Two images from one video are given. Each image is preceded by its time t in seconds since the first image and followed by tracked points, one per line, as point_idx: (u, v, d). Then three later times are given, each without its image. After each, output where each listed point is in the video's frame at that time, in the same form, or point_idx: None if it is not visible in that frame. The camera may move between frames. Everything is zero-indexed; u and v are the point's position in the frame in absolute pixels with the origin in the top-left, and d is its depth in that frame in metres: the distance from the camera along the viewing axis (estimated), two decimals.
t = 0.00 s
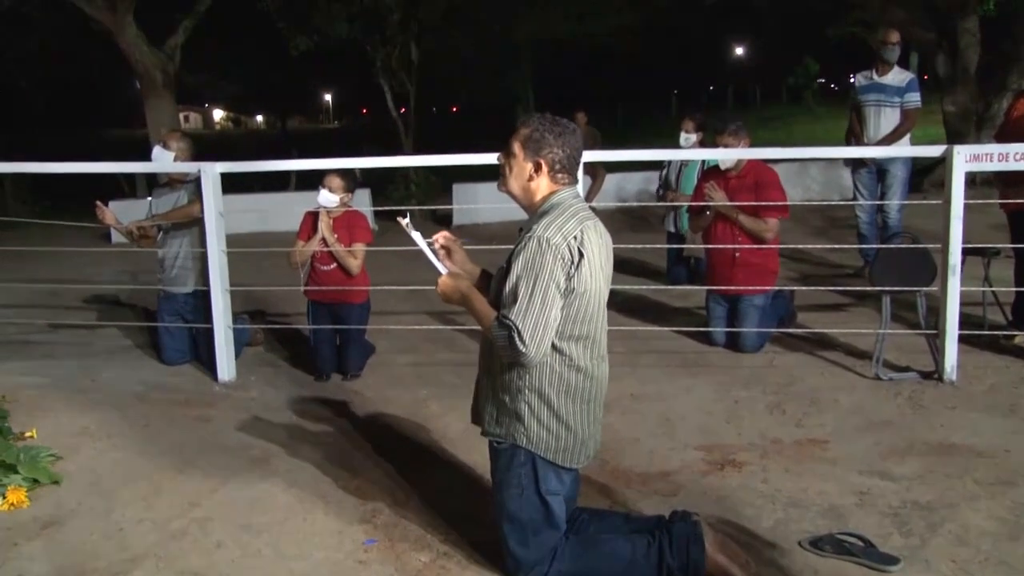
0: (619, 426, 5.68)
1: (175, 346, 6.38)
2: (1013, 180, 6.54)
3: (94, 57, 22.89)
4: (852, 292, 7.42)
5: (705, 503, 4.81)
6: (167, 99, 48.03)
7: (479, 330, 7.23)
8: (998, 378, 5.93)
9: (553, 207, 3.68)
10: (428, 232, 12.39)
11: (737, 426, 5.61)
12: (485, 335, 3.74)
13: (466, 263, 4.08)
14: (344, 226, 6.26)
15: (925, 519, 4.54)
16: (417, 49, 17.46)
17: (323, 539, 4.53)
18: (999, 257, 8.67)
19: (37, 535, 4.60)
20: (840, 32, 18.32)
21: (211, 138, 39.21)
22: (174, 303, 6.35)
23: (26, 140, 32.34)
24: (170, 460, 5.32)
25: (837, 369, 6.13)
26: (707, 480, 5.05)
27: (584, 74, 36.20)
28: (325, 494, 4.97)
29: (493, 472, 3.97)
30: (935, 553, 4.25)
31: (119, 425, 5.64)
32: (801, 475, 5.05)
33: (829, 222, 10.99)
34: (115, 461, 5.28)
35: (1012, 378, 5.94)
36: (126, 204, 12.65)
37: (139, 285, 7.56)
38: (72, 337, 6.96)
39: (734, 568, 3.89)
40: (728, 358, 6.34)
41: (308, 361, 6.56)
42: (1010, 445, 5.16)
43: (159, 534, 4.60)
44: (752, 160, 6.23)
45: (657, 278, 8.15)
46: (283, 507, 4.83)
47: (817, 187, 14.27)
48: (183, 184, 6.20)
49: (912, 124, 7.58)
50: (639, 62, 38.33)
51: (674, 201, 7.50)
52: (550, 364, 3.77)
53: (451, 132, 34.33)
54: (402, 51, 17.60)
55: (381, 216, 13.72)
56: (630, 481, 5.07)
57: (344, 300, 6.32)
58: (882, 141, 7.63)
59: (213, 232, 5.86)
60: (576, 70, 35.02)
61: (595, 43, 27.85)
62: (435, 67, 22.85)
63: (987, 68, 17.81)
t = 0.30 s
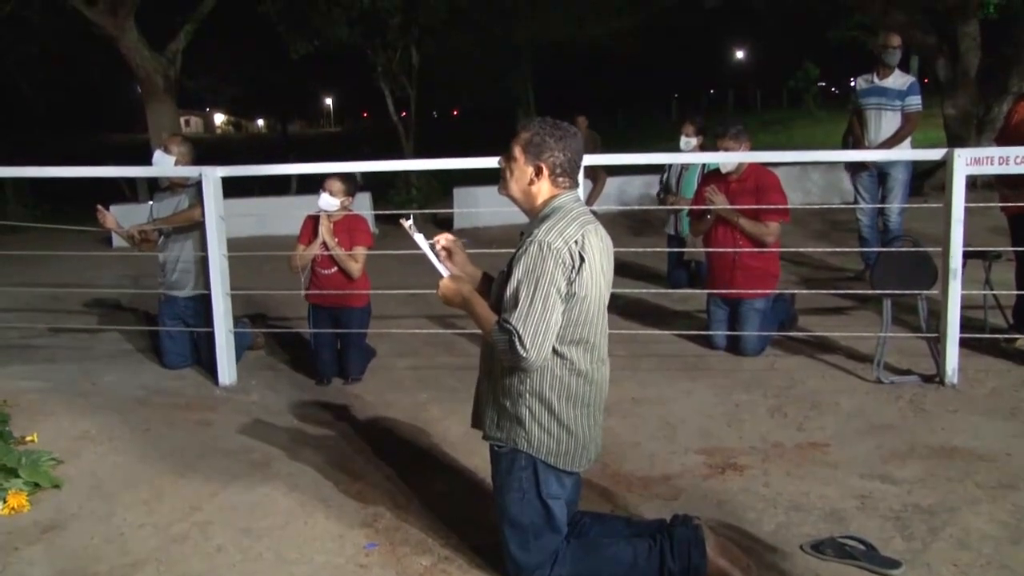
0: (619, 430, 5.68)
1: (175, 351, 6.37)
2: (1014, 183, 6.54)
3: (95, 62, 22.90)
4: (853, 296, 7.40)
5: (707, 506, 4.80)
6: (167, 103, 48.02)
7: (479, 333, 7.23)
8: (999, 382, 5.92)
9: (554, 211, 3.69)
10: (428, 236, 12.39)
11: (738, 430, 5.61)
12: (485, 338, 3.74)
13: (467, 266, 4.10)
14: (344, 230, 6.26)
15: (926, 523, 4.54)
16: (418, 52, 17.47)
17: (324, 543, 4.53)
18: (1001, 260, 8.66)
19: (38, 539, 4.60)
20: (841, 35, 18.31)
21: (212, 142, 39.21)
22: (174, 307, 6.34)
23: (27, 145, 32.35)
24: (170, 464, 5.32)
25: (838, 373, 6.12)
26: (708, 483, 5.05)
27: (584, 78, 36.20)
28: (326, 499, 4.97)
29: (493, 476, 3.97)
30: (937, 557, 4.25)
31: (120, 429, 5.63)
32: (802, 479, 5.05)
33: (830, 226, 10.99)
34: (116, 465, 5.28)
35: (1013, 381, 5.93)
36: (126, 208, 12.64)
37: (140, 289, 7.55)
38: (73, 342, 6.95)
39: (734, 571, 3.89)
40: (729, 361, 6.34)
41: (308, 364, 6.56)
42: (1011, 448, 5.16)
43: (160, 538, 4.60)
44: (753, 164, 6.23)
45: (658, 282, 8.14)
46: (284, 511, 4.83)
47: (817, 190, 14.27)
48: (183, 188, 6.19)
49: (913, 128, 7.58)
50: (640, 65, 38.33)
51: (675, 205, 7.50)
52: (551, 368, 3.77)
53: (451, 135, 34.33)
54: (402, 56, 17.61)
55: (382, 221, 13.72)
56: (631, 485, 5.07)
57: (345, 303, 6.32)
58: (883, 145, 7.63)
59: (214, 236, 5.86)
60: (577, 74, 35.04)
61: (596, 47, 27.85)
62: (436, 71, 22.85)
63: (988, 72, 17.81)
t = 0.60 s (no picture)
0: (620, 432, 5.67)
1: (174, 353, 6.34)
2: (1016, 184, 6.52)
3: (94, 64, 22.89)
4: (853, 297, 7.38)
5: (707, 509, 4.79)
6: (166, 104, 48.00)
7: (479, 335, 7.21)
8: (1001, 384, 5.90)
9: (555, 213, 3.67)
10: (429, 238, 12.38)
11: (739, 432, 5.60)
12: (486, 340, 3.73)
13: (469, 267, 4.09)
14: (344, 232, 6.25)
15: (928, 526, 4.52)
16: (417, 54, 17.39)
17: (324, 546, 4.51)
18: (1002, 262, 8.65)
19: (36, 542, 4.59)
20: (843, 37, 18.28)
21: (212, 143, 39.22)
22: (173, 309, 6.31)
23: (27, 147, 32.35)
24: (170, 467, 5.30)
25: (839, 374, 6.09)
26: (708, 486, 5.03)
27: (585, 79, 36.18)
28: (326, 501, 4.95)
29: (493, 479, 3.96)
30: (939, 560, 4.23)
31: (119, 432, 5.62)
32: (802, 481, 5.03)
33: (831, 227, 10.96)
34: (115, 468, 5.27)
35: (1015, 383, 5.91)
36: (125, 211, 12.64)
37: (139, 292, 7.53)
38: (72, 344, 6.93)
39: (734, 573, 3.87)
40: (729, 363, 6.32)
41: (308, 367, 6.53)
42: (1013, 451, 5.15)
43: (159, 541, 4.59)
44: (753, 165, 6.20)
45: (658, 284, 8.12)
46: (283, 514, 4.82)
47: (818, 192, 14.26)
48: (183, 191, 6.16)
49: (915, 130, 7.56)
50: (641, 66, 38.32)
51: (675, 207, 7.48)
52: (551, 371, 3.75)
53: (451, 137, 34.29)
54: (402, 57, 17.59)
55: (382, 223, 13.70)
56: (631, 487, 5.06)
57: (345, 306, 6.30)
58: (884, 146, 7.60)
59: (213, 238, 5.84)
60: (577, 75, 35.02)
61: (596, 49, 27.83)
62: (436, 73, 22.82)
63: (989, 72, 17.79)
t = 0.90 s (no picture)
0: (625, 440, 5.52)
1: (169, 359, 6.19)
2: None
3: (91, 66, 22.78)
4: (864, 302, 7.22)
5: (715, 520, 4.65)
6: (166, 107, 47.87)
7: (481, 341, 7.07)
8: (1018, 391, 5.74)
9: (559, 217, 3.53)
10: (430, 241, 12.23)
11: (748, 441, 5.45)
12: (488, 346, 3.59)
13: (472, 270, 3.95)
14: (343, 236, 6.11)
15: (943, 538, 4.37)
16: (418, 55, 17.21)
17: (321, 558, 4.37)
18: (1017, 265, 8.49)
19: (25, 555, 4.46)
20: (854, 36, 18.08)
21: (212, 146, 39.12)
22: (168, 315, 6.16)
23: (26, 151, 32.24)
24: (164, 476, 5.16)
25: (850, 382, 5.92)
26: (716, 496, 4.89)
27: (589, 81, 36.00)
28: (324, 511, 4.81)
29: (495, 488, 3.81)
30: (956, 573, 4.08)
31: (112, 440, 5.48)
32: (813, 491, 4.89)
33: (838, 231, 10.81)
34: (107, 477, 5.13)
35: None
36: (118, 214, 12.50)
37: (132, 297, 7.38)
38: (63, 350, 6.79)
39: None
40: (738, 369, 6.17)
41: (305, 373, 6.38)
42: None
43: (151, 552, 4.45)
44: (761, 167, 6.04)
45: (665, 288, 7.96)
46: (279, 524, 4.68)
47: (829, 195, 14.10)
48: (178, 193, 6.01)
49: (929, 129, 7.38)
50: (646, 68, 38.14)
51: (682, 210, 7.33)
52: (555, 378, 3.61)
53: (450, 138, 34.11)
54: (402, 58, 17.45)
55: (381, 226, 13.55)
56: (637, 497, 4.92)
57: (344, 311, 6.16)
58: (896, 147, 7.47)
59: (209, 242, 5.70)
60: (581, 76, 34.84)
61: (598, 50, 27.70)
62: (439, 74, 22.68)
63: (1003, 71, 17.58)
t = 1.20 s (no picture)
0: (630, 454, 5.31)
1: (156, 371, 5.96)
2: None
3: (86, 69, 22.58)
4: (878, 312, 6.99)
5: (726, 538, 4.44)
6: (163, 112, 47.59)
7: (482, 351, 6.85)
8: None
9: (562, 224, 3.32)
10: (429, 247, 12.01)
11: (757, 455, 5.24)
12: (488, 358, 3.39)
13: (472, 279, 3.73)
14: (339, 243, 5.90)
15: (964, 559, 4.16)
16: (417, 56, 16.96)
17: None
18: None
19: None
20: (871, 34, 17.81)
21: (210, 150, 38.92)
22: (156, 325, 5.93)
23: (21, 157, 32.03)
24: (151, 492, 4.95)
25: (865, 395, 5.70)
26: (726, 512, 4.68)
27: (594, 85, 35.76)
28: (318, 528, 4.60)
29: (495, 504, 3.60)
30: None
31: (98, 455, 5.27)
32: (826, 508, 4.68)
33: (847, 238, 10.58)
34: (92, 493, 4.92)
35: None
36: (103, 220, 12.28)
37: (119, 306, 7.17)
38: (47, 363, 6.57)
39: None
40: (747, 381, 5.96)
41: (299, 385, 6.16)
42: None
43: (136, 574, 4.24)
44: (772, 171, 5.82)
45: (671, 298, 7.74)
46: (269, 542, 4.47)
47: (841, 200, 13.90)
48: (167, 199, 5.80)
49: (946, 133, 7.13)
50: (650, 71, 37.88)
51: (689, 216, 7.12)
52: (557, 391, 3.39)
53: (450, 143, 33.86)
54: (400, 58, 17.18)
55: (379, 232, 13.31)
56: (643, 514, 4.71)
57: (339, 321, 5.95)
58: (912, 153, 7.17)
59: (200, 249, 5.49)
60: (584, 80, 34.60)
61: (599, 51, 27.55)
62: (439, 76, 22.41)
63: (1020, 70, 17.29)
